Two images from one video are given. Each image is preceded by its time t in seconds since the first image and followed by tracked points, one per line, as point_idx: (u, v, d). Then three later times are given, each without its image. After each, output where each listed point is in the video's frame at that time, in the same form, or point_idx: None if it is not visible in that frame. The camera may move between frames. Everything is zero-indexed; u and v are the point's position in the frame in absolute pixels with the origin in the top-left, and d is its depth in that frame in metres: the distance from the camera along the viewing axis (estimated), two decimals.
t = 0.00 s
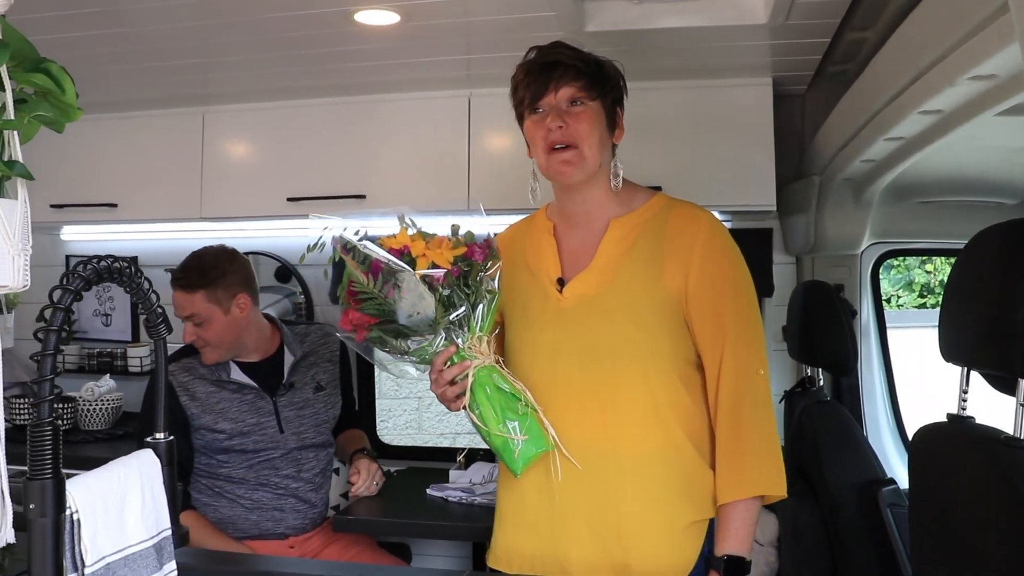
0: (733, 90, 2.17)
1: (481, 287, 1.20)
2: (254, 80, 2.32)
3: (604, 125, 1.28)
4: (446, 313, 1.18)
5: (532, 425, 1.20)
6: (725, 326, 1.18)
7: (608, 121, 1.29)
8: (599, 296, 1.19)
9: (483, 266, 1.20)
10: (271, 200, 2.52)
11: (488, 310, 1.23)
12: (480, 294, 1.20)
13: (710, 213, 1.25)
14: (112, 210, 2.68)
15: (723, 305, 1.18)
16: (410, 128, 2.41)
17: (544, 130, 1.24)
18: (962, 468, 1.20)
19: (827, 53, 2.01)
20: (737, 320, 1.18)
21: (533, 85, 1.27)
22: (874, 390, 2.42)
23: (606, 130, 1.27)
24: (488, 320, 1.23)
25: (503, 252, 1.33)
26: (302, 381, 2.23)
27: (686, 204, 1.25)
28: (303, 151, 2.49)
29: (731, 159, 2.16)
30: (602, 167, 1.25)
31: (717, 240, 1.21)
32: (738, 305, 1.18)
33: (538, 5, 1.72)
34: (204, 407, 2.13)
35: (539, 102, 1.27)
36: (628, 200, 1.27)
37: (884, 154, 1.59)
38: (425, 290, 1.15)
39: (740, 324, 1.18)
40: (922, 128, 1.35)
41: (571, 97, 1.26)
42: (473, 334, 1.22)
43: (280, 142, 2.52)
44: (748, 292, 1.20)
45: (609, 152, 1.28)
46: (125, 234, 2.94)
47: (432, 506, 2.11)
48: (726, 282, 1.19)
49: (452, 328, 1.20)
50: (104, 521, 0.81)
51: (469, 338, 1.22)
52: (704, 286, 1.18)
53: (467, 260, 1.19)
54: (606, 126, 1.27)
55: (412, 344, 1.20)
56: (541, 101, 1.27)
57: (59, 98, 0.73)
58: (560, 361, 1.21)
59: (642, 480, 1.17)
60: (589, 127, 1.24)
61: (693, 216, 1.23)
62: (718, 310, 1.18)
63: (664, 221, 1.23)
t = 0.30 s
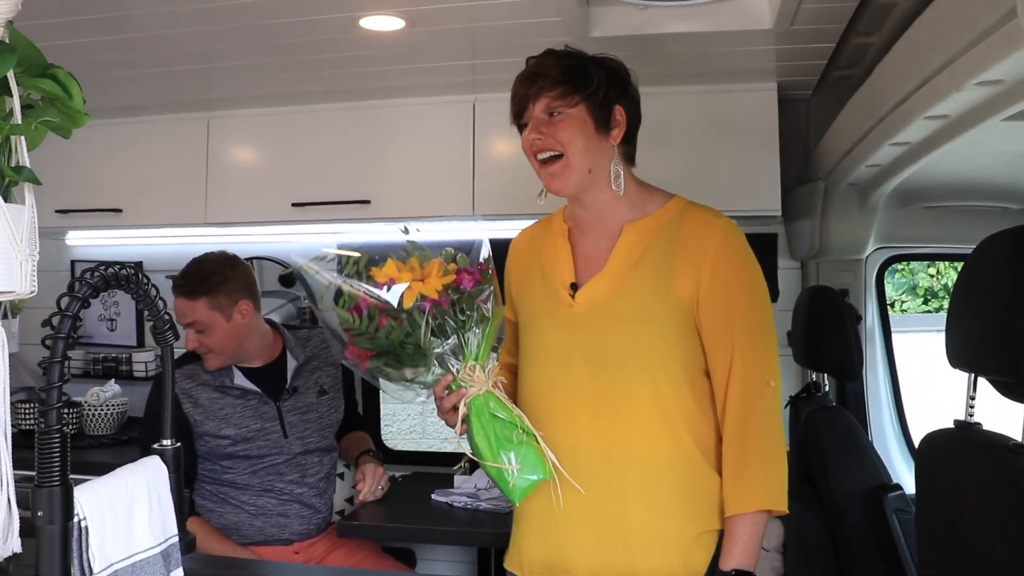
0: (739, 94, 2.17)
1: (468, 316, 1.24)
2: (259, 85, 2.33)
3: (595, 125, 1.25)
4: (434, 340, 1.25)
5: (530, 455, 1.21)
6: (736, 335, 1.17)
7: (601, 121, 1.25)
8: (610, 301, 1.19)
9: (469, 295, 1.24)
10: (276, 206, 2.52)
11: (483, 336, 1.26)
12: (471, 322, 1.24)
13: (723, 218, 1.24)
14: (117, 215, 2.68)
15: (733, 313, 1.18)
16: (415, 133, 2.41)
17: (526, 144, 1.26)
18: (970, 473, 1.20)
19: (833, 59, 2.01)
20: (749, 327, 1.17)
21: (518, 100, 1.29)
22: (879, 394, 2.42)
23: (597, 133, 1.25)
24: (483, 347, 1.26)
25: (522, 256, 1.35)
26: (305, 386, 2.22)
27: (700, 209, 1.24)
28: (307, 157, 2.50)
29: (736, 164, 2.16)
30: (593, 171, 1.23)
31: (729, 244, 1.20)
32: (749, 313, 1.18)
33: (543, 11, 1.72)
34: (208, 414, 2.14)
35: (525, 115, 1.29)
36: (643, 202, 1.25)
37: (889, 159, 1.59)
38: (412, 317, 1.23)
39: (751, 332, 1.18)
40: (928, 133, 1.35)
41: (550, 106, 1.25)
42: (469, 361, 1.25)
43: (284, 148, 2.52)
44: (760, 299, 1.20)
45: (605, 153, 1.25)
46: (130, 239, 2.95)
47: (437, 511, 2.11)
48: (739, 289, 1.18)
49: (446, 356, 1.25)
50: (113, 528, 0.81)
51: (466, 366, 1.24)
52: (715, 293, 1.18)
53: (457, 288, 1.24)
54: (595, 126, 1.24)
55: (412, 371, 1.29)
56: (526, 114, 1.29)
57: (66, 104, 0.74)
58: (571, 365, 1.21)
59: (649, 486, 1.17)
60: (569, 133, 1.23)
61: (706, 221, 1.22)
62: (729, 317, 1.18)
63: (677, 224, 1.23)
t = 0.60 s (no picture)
0: (744, 97, 2.17)
1: (483, 371, 1.25)
2: (264, 88, 2.33)
3: (611, 125, 1.22)
4: (461, 403, 1.26)
5: (554, 502, 1.19)
6: (762, 339, 1.09)
7: (618, 119, 1.21)
8: (637, 302, 1.17)
9: (480, 354, 1.24)
10: (280, 209, 2.52)
11: (501, 390, 1.25)
12: (487, 380, 1.24)
13: (766, 211, 1.15)
14: (122, 219, 2.69)
15: (763, 316, 1.09)
16: (419, 136, 2.41)
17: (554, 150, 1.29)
18: (979, 475, 1.19)
19: (837, 61, 2.01)
20: (779, 330, 1.08)
21: (548, 108, 1.32)
22: (884, 398, 2.40)
23: (614, 131, 1.22)
24: (504, 404, 1.24)
25: (585, 257, 1.37)
26: (308, 386, 2.22)
27: (738, 203, 1.17)
28: (311, 161, 2.50)
29: (740, 167, 2.16)
30: (609, 172, 1.23)
31: (761, 241, 1.11)
32: (780, 314, 1.08)
33: (547, 14, 1.72)
34: (213, 417, 2.13)
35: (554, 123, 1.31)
36: (684, 195, 1.21)
37: (895, 161, 1.59)
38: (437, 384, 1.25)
39: (779, 337, 1.08)
40: (936, 133, 1.34)
41: (568, 111, 1.26)
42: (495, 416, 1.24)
43: (288, 151, 2.53)
44: (798, 299, 1.09)
45: (626, 151, 1.22)
46: (135, 243, 2.96)
47: (440, 514, 2.10)
48: (770, 288, 1.09)
49: (472, 412, 1.26)
50: (118, 527, 0.81)
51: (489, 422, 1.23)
52: (743, 293, 1.10)
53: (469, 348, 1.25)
54: (611, 126, 1.22)
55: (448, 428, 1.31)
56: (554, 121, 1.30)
57: (70, 107, 0.74)
58: (601, 366, 1.21)
59: (668, 493, 1.15)
60: (586, 137, 1.23)
61: (741, 216, 1.14)
62: (756, 320, 1.09)
63: (713, 220, 1.16)
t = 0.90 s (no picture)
0: (748, 97, 2.17)
1: (540, 420, 1.17)
2: (267, 89, 2.34)
3: (648, 125, 1.21)
4: (518, 450, 1.18)
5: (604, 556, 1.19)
6: (806, 334, 1.06)
7: (652, 119, 1.20)
8: (685, 301, 1.17)
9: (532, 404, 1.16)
10: (283, 210, 2.53)
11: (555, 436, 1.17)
12: (541, 426, 1.17)
13: (812, 203, 1.11)
14: (126, 220, 2.70)
15: (806, 312, 1.06)
16: (422, 137, 2.41)
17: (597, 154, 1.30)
18: (982, 475, 1.18)
19: (840, 61, 2.00)
20: (824, 327, 1.05)
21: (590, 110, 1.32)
22: (886, 399, 2.39)
23: (650, 131, 1.21)
24: (557, 450, 1.18)
25: (646, 257, 1.37)
26: (311, 381, 2.25)
27: (783, 195, 1.14)
28: (314, 162, 2.50)
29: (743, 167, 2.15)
30: (651, 173, 1.23)
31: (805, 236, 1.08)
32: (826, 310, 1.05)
33: (550, 14, 1.72)
34: (225, 415, 2.08)
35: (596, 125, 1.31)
36: (730, 189, 1.20)
37: (898, 160, 1.58)
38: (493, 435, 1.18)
39: (826, 334, 1.05)
40: (938, 133, 1.34)
41: (605, 114, 1.26)
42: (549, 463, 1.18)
43: (291, 152, 2.53)
44: (847, 295, 1.06)
45: (663, 150, 1.21)
46: (138, 244, 2.97)
47: (443, 515, 2.10)
48: (815, 284, 1.06)
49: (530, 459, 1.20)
50: (119, 525, 0.81)
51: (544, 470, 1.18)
52: (786, 289, 1.08)
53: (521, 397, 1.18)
54: (647, 126, 1.21)
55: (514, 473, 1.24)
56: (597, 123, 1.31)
57: (72, 107, 0.74)
58: (652, 365, 1.22)
59: (709, 490, 1.15)
60: (625, 140, 1.24)
61: (786, 209, 1.11)
62: (800, 317, 1.07)
63: (758, 214, 1.14)
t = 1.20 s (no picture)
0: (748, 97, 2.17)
1: (578, 447, 1.35)
2: (268, 90, 2.34)
3: (679, 130, 1.23)
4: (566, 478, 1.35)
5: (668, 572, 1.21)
6: (845, 333, 1.08)
7: (683, 124, 1.22)
8: (724, 302, 1.20)
9: (567, 433, 1.36)
10: (284, 210, 2.53)
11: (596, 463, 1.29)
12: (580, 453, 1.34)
13: (845, 200, 1.12)
14: (127, 221, 2.70)
15: (843, 310, 1.08)
16: (423, 138, 2.42)
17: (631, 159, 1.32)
18: (981, 472, 1.18)
19: (839, 62, 2.01)
20: (863, 325, 1.06)
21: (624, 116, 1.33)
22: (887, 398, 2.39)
23: (681, 136, 1.23)
24: (602, 476, 1.27)
25: (688, 256, 1.40)
26: (305, 377, 2.31)
27: (817, 194, 1.14)
28: (315, 162, 2.51)
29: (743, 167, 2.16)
30: (687, 178, 1.25)
31: (840, 235, 1.09)
32: (865, 309, 1.06)
33: (550, 14, 1.73)
34: (237, 416, 2.08)
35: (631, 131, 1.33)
36: (768, 188, 1.21)
37: (897, 160, 1.58)
38: (542, 462, 1.39)
39: (868, 335, 1.06)
40: (937, 132, 1.34)
41: (636, 120, 1.28)
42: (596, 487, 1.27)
43: (292, 152, 2.53)
44: (885, 293, 1.06)
45: (696, 154, 1.22)
46: (139, 245, 2.97)
47: (444, 515, 2.10)
48: (852, 283, 1.07)
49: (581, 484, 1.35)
50: (122, 521, 0.82)
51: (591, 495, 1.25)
52: (823, 288, 1.09)
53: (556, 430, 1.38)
54: (678, 132, 1.23)
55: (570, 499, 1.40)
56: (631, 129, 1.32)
57: (75, 106, 0.74)
58: (694, 364, 1.25)
59: (755, 486, 1.17)
60: (658, 146, 1.26)
61: (819, 208, 1.12)
62: (839, 316, 1.08)
63: (793, 214, 1.15)
